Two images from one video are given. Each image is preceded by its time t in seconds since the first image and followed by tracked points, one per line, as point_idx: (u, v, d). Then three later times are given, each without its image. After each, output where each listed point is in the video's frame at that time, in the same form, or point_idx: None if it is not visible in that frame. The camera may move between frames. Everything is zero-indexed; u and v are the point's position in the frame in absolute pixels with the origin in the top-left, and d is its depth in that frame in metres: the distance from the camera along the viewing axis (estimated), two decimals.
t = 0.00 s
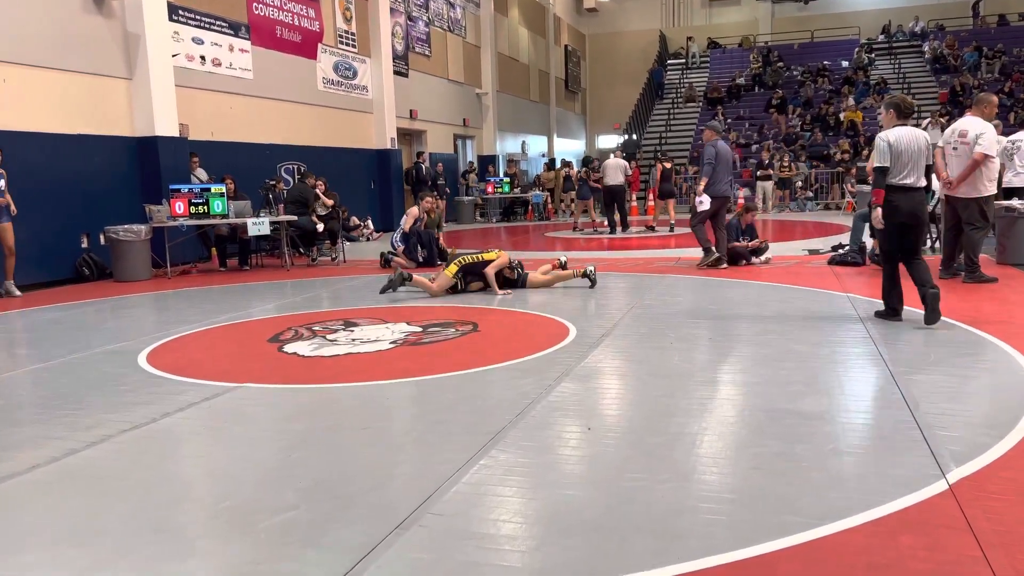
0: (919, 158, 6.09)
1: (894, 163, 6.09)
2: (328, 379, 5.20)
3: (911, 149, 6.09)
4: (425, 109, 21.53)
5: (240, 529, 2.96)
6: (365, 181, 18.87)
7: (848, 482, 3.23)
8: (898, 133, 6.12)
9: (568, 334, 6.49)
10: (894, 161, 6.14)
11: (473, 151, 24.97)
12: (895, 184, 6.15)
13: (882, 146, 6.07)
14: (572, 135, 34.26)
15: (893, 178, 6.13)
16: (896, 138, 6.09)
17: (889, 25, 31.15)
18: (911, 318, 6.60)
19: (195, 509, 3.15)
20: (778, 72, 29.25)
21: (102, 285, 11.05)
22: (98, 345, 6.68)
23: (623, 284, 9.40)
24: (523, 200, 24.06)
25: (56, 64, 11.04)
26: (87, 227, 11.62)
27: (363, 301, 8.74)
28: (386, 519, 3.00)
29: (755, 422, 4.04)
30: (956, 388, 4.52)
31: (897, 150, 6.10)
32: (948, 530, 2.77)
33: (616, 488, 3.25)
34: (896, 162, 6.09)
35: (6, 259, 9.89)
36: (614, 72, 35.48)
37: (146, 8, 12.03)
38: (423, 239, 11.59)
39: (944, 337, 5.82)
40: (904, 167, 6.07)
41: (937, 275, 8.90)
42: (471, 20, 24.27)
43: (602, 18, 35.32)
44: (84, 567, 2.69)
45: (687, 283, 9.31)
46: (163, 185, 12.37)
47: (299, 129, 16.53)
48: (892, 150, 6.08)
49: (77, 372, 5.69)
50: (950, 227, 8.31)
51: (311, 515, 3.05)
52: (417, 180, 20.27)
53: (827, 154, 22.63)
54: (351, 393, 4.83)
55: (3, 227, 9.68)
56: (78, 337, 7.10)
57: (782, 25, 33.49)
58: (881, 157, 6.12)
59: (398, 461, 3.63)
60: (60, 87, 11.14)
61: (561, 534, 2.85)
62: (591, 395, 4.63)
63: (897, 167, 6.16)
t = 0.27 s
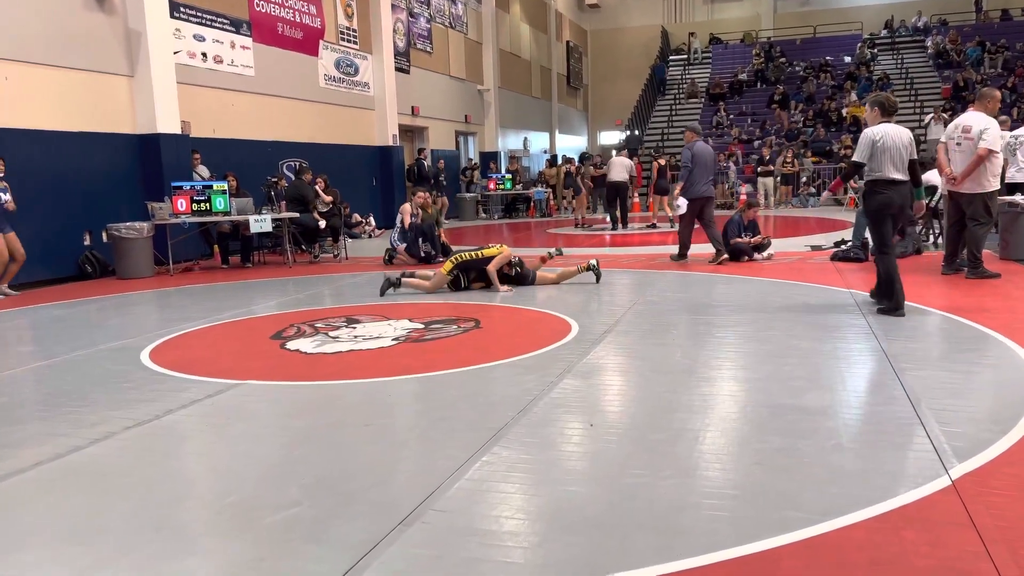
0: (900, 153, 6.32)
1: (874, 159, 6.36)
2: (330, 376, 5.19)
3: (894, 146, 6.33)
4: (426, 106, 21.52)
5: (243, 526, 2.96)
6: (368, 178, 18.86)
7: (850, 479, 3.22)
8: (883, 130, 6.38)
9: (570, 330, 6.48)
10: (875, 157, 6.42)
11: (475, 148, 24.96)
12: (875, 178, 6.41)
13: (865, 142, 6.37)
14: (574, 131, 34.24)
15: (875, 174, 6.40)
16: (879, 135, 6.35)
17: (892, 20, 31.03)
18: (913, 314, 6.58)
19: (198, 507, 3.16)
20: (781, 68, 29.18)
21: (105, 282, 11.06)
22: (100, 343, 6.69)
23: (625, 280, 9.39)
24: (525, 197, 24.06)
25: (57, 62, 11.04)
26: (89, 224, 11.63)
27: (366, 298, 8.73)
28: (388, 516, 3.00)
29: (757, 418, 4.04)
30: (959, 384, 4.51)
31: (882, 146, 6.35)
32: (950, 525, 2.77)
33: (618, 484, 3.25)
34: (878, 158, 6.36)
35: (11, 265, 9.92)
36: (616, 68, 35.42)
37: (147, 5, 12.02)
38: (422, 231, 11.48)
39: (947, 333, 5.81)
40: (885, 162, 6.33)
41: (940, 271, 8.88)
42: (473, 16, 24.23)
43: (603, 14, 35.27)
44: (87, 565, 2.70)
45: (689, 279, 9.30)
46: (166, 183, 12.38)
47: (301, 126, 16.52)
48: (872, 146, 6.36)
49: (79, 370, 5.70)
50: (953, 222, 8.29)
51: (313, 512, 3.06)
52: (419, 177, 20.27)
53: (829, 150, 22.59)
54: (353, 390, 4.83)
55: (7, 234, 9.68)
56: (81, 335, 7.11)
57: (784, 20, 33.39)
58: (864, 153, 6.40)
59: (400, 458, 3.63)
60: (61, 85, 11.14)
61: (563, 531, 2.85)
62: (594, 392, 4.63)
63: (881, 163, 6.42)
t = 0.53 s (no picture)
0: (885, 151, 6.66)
1: (861, 156, 6.65)
2: (332, 373, 5.20)
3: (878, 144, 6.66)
4: (428, 103, 21.51)
5: (245, 523, 2.96)
6: (370, 175, 18.86)
7: (852, 475, 3.22)
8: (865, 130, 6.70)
9: (572, 327, 6.47)
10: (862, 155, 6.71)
11: (476, 145, 24.95)
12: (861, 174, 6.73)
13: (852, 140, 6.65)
14: (576, 128, 34.22)
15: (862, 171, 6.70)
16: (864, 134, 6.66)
17: (894, 15, 30.93)
18: (916, 310, 6.57)
19: (201, 504, 3.16)
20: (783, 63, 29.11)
21: (107, 280, 11.07)
22: (103, 340, 6.70)
23: (627, 277, 9.39)
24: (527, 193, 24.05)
25: (58, 59, 11.04)
26: (91, 221, 11.64)
27: (369, 295, 8.74)
28: (390, 513, 3.00)
29: (759, 415, 4.04)
30: (962, 380, 4.50)
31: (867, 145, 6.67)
32: (952, 521, 2.77)
33: (621, 481, 3.25)
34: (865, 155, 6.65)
35: (11, 253, 9.93)
36: (618, 65, 35.37)
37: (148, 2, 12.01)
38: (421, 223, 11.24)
39: (950, 330, 5.80)
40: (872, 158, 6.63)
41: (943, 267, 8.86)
42: (474, 13, 24.20)
43: (605, 10, 35.23)
44: (90, 561, 2.70)
45: (692, 276, 9.30)
46: (168, 180, 12.38)
47: (302, 123, 16.51)
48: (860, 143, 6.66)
49: (82, 367, 5.70)
50: (956, 218, 8.27)
51: (315, 509, 3.06)
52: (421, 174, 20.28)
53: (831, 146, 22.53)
54: (355, 387, 4.84)
55: (8, 220, 9.71)
56: (83, 332, 7.12)
57: (786, 15, 33.30)
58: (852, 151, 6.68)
59: (402, 454, 3.64)
60: (63, 82, 11.15)
61: (565, 528, 2.85)
62: (596, 388, 4.63)
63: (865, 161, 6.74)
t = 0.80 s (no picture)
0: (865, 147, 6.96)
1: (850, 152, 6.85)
2: (334, 370, 5.20)
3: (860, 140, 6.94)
4: (429, 100, 21.50)
5: (247, 520, 2.97)
6: (371, 173, 18.85)
7: (854, 471, 3.22)
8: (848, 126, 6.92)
9: (574, 324, 6.48)
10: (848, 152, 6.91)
11: (478, 142, 24.95)
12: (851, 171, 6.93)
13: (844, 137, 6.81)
14: (578, 126, 34.18)
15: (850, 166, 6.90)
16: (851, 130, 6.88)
17: (896, 12, 30.87)
18: (919, 308, 6.57)
19: (202, 501, 3.17)
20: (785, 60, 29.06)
21: (109, 277, 11.08)
22: (105, 338, 6.71)
23: (629, 274, 9.38)
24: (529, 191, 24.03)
25: (59, 58, 11.05)
26: (93, 219, 11.64)
27: (370, 292, 8.74)
28: (392, 510, 3.01)
29: (761, 412, 4.04)
30: (964, 377, 4.50)
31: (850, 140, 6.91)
32: (955, 518, 2.77)
33: (622, 478, 3.26)
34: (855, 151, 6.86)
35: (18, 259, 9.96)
36: (619, 62, 35.33)
37: None
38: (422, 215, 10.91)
39: (952, 327, 5.80)
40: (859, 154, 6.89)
41: (945, 263, 8.85)
42: (476, 10, 24.17)
43: (606, 7, 35.18)
44: (92, 559, 2.71)
45: (693, 273, 9.29)
46: (169, 178, 12.39)
47: (304, 121, 16.50)
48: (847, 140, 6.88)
49: (85, 365, 5.71)
50: (958, 213, 8.26)
51: (318, 506, 3.07)
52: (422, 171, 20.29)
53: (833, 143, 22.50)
54: (357, 384, 4.84)
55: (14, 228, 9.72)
56: (86, 329, 7.14)
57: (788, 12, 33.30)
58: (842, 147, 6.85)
59: (404, 452, 3.64)
60: (65, 81, 11.16)
61: (568, 525, 2.86)
62: (598, 385, 4.64)
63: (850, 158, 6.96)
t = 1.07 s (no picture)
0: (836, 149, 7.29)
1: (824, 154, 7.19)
2: (335, 369, 5.21)
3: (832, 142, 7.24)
4: (431, 99, 21.50)
5: (248, 519, 2.97)
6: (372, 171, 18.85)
7: (855, 469, 3.23)
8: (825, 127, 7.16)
9: (575, 323, 6.48)
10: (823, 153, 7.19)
11: (479, 141, 24.95)
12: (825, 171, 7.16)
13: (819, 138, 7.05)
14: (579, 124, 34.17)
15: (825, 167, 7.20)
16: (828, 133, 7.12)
17: (897, 10, 30.83)
18: (920, 306, 6.58)
19: (204, 499, 3.17)
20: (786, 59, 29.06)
21: (111, 276, 11.10)
22: (106, 337, 6.72)
23: (630, 273, 9.39)
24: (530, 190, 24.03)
25: (61, 57, 11.06)
26: (94, 218, 11.64)
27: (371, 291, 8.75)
28: (393, 509, 3.01)
29: (762, 411, 4.04)
30: (965, 376, 4.50)
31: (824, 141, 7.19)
32: (955, 517, 2.77)
33: (623, 476, 3.27)
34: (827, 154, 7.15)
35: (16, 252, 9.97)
36: (621, 61, 35.30)
37: None
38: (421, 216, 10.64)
39: (954, 325, 5.80)
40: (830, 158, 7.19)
41: (946, 262, 8.84)
42: (477, 9, 24.16)
43: (608, 6, 35.15)
44: (94, 557, 2.71)
45: (695, 271, 9.29)
46: (171, 176, 12.40)
47: (305, 119, 16.51)
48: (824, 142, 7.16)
49: (86, 363, 5.72)
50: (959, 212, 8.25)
51: (320, 505, 3.07)
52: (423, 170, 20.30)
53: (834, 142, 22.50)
54: (359, 382, 4.85)
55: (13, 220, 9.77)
56: (87, 328, 7.15)
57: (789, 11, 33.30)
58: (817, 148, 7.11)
59: (405, 450, 3.64)
60: (66, 80, 11.18)
61: (569, 523, 2.86)
62: (599, 384, 4.64)
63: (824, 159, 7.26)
